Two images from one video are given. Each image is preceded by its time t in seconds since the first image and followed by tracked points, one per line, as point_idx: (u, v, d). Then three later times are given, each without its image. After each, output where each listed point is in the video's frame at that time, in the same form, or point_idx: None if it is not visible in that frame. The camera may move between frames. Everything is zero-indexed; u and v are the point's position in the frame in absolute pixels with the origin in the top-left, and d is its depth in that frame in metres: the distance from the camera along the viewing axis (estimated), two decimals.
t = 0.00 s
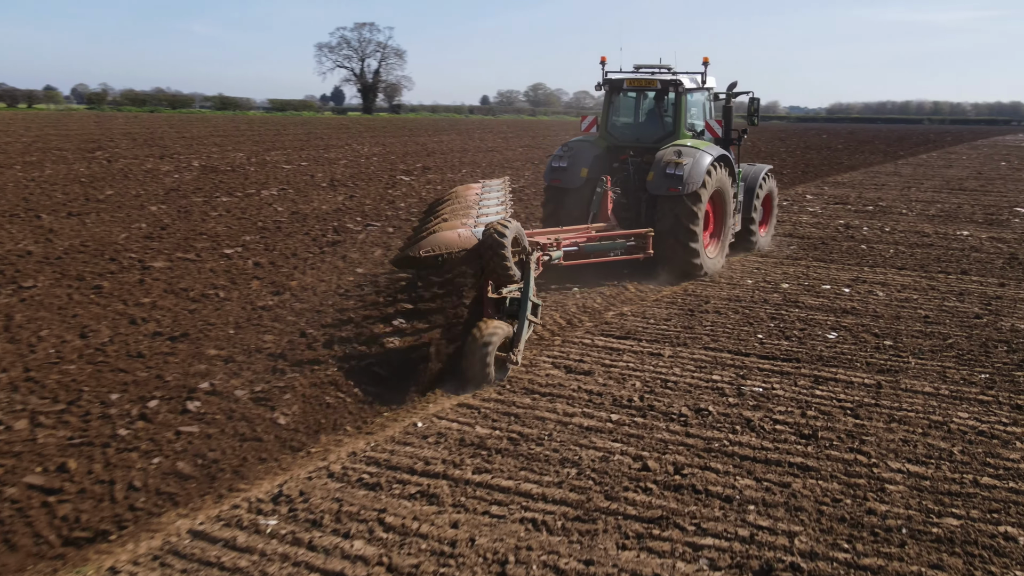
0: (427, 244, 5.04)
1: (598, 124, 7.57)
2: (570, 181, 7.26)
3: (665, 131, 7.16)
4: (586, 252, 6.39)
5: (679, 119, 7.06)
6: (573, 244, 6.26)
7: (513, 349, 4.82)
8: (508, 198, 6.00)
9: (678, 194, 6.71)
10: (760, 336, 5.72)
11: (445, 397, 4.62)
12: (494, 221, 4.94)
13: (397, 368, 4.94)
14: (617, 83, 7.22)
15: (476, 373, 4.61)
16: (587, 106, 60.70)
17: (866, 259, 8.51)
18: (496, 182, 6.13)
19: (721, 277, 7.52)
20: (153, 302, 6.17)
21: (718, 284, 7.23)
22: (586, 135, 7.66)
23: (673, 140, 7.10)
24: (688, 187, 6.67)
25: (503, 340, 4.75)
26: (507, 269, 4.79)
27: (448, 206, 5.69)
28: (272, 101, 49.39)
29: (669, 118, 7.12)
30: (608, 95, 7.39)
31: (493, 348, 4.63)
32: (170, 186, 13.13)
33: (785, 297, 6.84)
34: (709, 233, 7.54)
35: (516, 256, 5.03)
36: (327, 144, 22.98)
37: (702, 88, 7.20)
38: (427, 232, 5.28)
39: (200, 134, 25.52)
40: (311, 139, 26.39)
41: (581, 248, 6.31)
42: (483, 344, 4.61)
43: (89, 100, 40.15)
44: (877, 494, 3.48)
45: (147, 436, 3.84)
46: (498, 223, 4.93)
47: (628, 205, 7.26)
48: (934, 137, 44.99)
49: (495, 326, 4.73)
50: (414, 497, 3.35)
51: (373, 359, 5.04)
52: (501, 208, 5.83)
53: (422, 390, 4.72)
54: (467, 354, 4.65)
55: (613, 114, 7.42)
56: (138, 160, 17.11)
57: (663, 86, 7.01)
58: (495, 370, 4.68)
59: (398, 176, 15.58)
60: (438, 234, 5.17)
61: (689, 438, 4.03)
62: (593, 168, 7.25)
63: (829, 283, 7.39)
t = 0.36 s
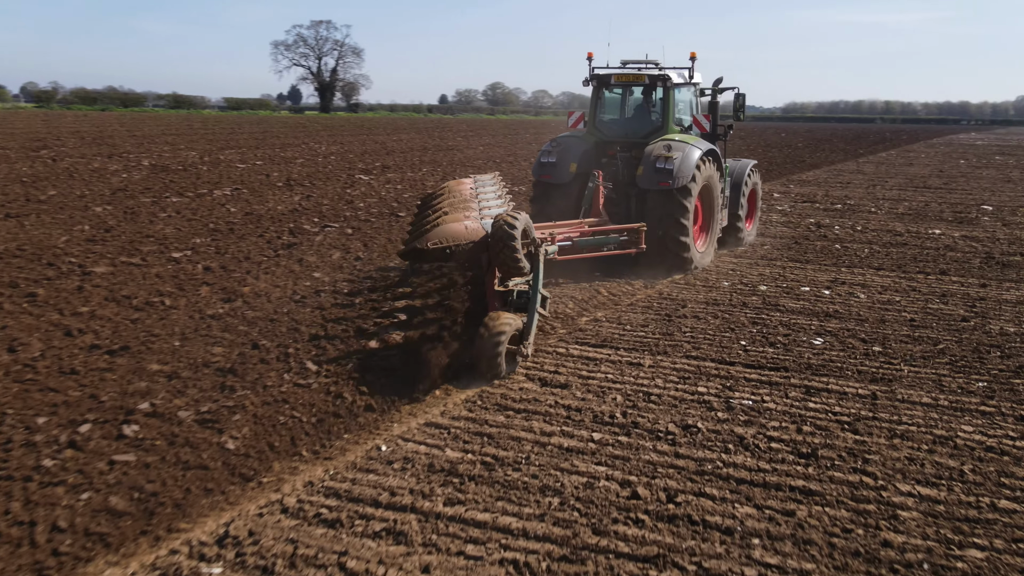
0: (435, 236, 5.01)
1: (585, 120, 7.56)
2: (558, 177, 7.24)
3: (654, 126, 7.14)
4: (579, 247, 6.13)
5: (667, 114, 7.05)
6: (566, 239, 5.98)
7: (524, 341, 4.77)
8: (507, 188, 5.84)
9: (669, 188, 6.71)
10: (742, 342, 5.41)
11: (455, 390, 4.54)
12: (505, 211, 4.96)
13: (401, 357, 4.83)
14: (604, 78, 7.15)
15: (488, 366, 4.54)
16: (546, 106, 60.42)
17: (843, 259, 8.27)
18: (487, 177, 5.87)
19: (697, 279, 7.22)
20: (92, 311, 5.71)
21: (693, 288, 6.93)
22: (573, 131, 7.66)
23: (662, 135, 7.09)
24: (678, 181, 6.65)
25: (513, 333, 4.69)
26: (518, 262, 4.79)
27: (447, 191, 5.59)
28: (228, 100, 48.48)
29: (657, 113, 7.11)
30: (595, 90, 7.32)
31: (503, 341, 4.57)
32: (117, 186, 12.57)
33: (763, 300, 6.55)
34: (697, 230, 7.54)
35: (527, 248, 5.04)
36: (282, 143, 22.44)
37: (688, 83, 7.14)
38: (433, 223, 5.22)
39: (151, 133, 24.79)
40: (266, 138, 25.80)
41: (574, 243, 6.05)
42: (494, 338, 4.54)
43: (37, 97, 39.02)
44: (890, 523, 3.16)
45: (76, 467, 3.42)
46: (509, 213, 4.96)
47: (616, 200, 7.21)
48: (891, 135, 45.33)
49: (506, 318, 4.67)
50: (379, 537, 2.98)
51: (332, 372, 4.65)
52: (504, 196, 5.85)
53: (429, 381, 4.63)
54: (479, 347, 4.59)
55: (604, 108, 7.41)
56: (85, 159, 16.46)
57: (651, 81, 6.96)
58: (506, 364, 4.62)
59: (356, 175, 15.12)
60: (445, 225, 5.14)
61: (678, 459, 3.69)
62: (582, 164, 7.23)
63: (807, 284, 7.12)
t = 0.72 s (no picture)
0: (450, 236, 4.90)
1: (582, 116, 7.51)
2: (557, 175, 7.20)
3: (652, 124, 7.11)
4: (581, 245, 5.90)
5: (665, 111, 7.03)
6: (568, 237, 5.79)
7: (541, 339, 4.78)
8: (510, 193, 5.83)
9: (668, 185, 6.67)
10: (737, 355, 5.06)
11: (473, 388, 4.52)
12: (523, 208, 4.82)
13: (417, 355, 4.82)
14: (601, 75, 7.12)
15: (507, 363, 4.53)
16: (512, 105, 60.03)
17: (829, 262, 7.99)
18: (487, 175, 5.99)
19: (682, 285, 6.90)
20: (33, 326, 5.24)
21: (678, 295, 6.60)
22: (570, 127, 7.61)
23: (660, 132, 7.09)
24: (678, 178, 6.66)
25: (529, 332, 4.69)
26: (536, 260, 4.66)
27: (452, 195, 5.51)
28: (188, 99, 47.55)
29: (655, 110, 7.10)
30: (592, 87, 7.29)
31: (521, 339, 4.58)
32: (68, 187, 11.99)
33: (753, 307, 6.23)
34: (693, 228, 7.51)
35: (545, 247, 4.90)
36: (243, 143, 21.81)
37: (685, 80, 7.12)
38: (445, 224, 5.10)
39: (107, 132, 24.05)
40: (228, 138, 25.19)
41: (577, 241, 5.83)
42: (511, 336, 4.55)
43: None
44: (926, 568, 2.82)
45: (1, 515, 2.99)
46: (527, 210, 4.79)
47: (614, 198, 7.15)
48: (856, 134, 45.49)
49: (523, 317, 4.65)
50: None
51: (297, 394, 4.24)
52: (508, 197, 5.78)
53: (448, 380, 4.62)
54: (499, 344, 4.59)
55: (599, 105, 7.38)
56: (36, 159, 15.80)
57: (647, 78, 6.95)
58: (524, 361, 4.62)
59: (321, 176, 14.64)
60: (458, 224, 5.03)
61: (683, 493, 3.33)
62: (580, 161, 7.18)
63: (797, 290, 6.81)
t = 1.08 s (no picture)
0: (473, 235, 4.85)
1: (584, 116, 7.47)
2: (561, 172, 7.13)
3: (655, 122, 7.11)
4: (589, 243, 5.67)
5: (669, 109, 7.03)
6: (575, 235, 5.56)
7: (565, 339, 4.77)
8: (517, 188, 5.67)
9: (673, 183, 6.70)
10: (743, 373, 4.71)
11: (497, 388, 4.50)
12: (544, 208, 4.91)
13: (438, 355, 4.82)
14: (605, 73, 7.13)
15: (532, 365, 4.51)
16: (485, 104, 59.57)
17: (824, 268, 7.68)
18: (491, 172, 6.01)
19: (676, 294, 6.57)
20: None
21: (672, 305, 6.24)
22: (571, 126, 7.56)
23: (663, 130, 7.07)
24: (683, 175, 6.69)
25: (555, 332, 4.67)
26: (560, 258, 4.69)
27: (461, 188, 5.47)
28: (155, 98, 46.72)
29: (658, 108, 7.09)
30: (596, 85, 7.28)
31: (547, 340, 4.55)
32: (25, 190, 11.45)
33: (753, 318, 5.89)
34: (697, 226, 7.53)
35: (568, 246, 4.92)
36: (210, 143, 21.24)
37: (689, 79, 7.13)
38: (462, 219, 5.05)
39: (71, 131, 23.40)
40: (195, 137, 24.56)
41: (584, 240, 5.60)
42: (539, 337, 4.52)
43: None
44: None
45: None
46: (550, 210, 4.86)
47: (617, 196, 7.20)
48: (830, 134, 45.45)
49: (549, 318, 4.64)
50: None
51: (267, 423, 3.83)
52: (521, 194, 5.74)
53: (472, 379, 4.60)
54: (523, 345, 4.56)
55: (602, 103, 7.37)
56: None
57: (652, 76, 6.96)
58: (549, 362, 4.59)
59: (292, 177, 14.18)
60: (480, 223, 4.97)
61: (705, 539, 2.97)
62: (584, 159, 7.12)
63: (796, 298, 6.50)
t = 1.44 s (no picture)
0: (495, 232, 4.40)
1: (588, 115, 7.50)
2: (565, 171, 7.10)
3: (659, 120, 7.16)
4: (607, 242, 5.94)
5: (674, 106, 7.08)
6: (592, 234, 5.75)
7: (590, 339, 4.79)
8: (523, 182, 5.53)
9: (682, 182, 6.71)
10: (755, 395, 4.32)
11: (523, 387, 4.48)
12: (567, 206, 4.69)
13: (461, 352, 4.80)
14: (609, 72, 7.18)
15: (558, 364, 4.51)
16: (461, 103, 59.07)
17: (824, 274, 7.33)
18: (495, 170, 5.78)
19: (673, 304, 6.18)
20: None
21: (670, 317, 5.84)
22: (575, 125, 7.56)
23: (668, 128, 7.12)
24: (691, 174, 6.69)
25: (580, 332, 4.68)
26: (585, 257, 4.56)
27: (470, 186, 4.99)
28: (125, 97, 45.94)
29: (662, 106, 7.14)
30: (600, 84, 7.33)
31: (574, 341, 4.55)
32: None
33: (758, 330, 5.51)
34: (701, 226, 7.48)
35: (593, 244, 4.87)
36: (179, 143, 20.68)
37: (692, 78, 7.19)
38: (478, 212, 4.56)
39: (34, 131, 22.71)
40: (163, 138, 23.93)
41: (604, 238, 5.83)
42: (564, 336, 4.53)
43: None
44: None
45: None
46: (572, 208, 4.67)
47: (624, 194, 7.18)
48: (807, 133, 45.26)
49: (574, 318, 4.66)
50: None
51: (231, 460, 3.39)
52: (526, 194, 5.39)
53: (497, 377, 4.61)
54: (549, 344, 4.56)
55: (605, 101, 7.41)
56: None
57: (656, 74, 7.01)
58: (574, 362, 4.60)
59: (264, 178, 13.68)
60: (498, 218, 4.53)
61: None
62: (589, 157, 7.09)
63: (799, 307, 6.13)
